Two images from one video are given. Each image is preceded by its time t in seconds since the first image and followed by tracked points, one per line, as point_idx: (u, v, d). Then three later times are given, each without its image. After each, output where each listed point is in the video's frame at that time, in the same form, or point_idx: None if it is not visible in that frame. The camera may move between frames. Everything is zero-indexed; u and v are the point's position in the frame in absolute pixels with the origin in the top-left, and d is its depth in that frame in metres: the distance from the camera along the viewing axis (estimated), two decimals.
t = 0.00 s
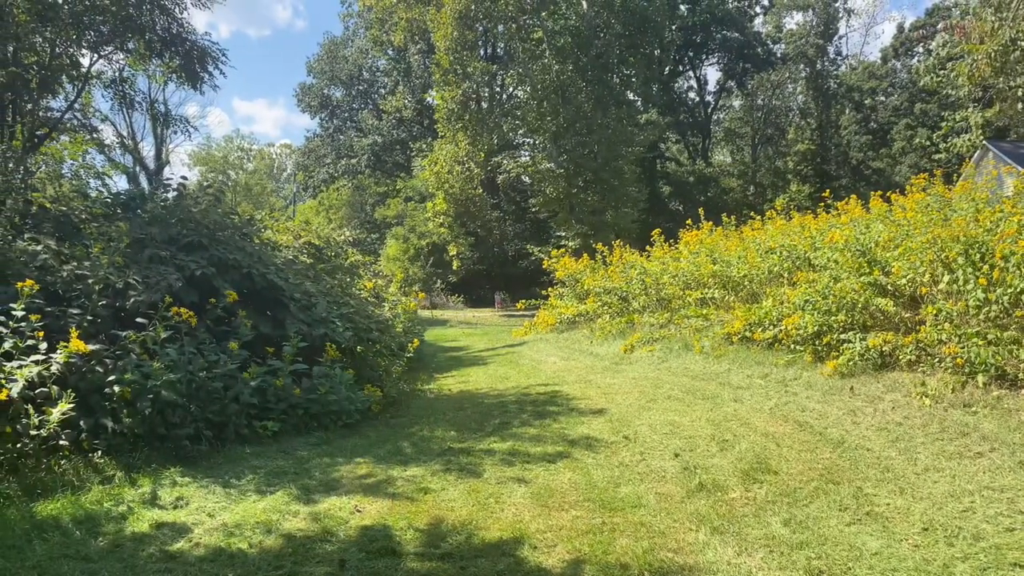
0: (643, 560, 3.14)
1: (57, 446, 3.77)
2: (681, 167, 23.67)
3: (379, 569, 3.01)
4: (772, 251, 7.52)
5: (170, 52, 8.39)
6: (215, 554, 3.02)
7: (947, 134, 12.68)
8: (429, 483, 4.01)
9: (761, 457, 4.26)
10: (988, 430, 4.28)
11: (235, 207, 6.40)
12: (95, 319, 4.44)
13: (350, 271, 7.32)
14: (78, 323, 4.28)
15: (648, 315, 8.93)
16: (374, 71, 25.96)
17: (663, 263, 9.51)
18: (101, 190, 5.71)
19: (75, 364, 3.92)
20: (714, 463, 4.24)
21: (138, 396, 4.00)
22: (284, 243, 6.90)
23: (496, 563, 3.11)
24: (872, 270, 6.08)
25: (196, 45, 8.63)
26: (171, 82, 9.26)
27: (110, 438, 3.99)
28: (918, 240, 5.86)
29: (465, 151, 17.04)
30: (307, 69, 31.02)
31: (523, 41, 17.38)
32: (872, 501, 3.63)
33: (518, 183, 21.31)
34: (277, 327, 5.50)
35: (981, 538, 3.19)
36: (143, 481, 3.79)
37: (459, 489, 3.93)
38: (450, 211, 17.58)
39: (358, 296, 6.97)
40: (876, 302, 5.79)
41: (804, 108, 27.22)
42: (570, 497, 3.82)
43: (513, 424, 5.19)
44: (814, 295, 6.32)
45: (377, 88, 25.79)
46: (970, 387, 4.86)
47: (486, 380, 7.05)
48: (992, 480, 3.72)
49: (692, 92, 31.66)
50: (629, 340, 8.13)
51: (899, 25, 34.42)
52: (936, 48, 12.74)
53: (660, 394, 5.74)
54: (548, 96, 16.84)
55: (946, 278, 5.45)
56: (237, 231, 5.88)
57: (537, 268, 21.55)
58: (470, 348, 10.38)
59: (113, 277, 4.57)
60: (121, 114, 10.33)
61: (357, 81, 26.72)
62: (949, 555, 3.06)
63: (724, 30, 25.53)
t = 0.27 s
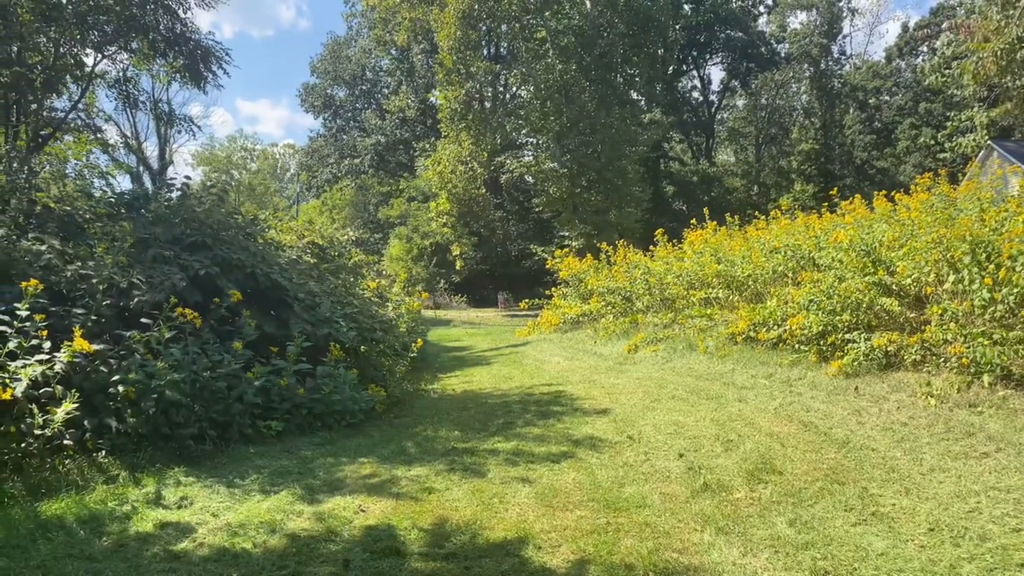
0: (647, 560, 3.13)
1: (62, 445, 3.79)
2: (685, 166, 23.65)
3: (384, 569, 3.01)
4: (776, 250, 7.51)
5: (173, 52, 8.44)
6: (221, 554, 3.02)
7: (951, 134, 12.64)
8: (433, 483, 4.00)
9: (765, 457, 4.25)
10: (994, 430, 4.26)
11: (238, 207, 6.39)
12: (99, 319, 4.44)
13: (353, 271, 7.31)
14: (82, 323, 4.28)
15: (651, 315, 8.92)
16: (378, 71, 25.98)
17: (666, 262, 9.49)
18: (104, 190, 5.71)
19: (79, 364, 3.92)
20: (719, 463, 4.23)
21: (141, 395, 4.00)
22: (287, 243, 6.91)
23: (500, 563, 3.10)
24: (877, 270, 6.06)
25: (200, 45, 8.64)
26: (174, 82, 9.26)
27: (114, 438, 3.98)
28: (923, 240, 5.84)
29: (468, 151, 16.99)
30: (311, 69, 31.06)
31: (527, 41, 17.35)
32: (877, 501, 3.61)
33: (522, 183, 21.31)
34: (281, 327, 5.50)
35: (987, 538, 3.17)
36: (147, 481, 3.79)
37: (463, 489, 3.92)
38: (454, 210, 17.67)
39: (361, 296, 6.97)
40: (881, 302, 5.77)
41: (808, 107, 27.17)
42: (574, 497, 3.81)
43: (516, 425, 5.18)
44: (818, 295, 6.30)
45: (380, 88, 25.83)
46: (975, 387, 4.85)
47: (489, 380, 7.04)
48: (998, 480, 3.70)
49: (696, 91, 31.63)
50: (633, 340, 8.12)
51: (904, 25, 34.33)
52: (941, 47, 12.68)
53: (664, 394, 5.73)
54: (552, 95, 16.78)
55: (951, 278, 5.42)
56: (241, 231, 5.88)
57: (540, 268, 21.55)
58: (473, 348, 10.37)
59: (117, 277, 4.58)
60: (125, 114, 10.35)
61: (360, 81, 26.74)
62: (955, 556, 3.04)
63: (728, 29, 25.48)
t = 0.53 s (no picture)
0: (650, 557, 3.13)
1: (64, 443, 3.77)
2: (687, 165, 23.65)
3: (387, 566, 3.01)
4: (777, 248, 7.50)
5: (175, 50, 8.52)
6: (224, 552, 3.02)
7: (954, 131, 12.62)
8: (436, 480, 4.00)
9: (768, 455, 4.25)
10: (997, 428, 4.26)
11: (240, 204, 6.39)
12: (101, 316, 4.45)
13: (355, 269, 7.32)
14: (84, 320, 4.29)
15: (653, 313, 8.92)
16: (379, 69, 25.98)
17: (668, 260, 9.49)
18: (106, 188, 5.71)
19: (81, 361, 3.93)
20: (721, 460, 4.23)
21: (144, 392, 4.01)
22: (289, 241, 6.91)
23: (503, 560, 3.10)
24: (879, 268, 6.05)
25: (202, 43, 8.66)
26: (176, 80, 9.27)
27: (116, 435, 3.99)
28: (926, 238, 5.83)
29: (470, 149, 17.10)
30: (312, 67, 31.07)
31: (528, 39, 17.34)
32: (880, 499, 3.61)
33: (523, 181, 21.31)
34: (283, 324, 5.50)
35: (991, 536, 3.17)
36: (149, 478, 3.79)
37: (466, 486, 3.92)
38: (455, 209, 17.74)
39: (363, 294, 6.97)
40: (883, 300, 5.77)
41: (809, 105, 27.15)
42: (577, 494, 3.81)
43: (518, 422, 5.18)
44: (820, 292, 6.30)
45: (382, 86, 25.82)
46: (978, 385, 4.85)
47: (491, 378, 7.04)
48: (1001, 477, 3.70)
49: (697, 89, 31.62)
50: (635, 338, 8.12)
51: (906, 23, 34.28)
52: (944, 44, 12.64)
53: (666, 392, 5.73)
54: (553, 94, 16.77)
55: (954, 276, 5.42)
56: (243, 229, 5.88)
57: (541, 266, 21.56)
58: (475, 346, 10.38)
59: (120, 274, 4.58)
60: (127, 112, 10.36)
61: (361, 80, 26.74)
62: (959, 553, 3.04)
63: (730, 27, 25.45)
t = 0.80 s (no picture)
0: (649, 554, 3.14)
1: (62, 441, 3.76)
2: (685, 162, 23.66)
3: (386, 563, 3.01)
4: (775, 246, 7.51)
5: (173, 47, 8.52)
6: (224, 549, 3.02)
7: (951, 128, 12.63)
8: (434, 477, 4.00)
9: (766, 451, 4.26)
10: (995, 425, 4.27)
11: (239, 202, 6.38)
12: (99, 313, 4.45)
13: (354, 266, 7.31)
14: (83, 318, 4.29)
15: (651, 310, 8.93)
16: (377, 66, 25.95)
17: (666, 258, 9.49)
18: (104, 185, 5.69)
19: (80, 359, 3.93)
20: (720, 457, 4.23)
21: (142, 389, 4.00)
22: (287, 239, 6.90)
23: (502, 557, 3.10)
24: (877, 265, 6.06)
25: (199, 40, 8.68)
26: (174, 77, 9.26)
27: (114, 433, 3.99)
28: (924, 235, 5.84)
29: (468, 146, 16.82)
30: (310, 65, 31.03)
31: (526, 36, 17.32)
32: (879, 495, 3.62)
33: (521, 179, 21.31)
34: (282, 322, 5.50)
35: (990, 532, 3.18)
36: (148, 475, 3.79)
37: (465, 483, 3.93)
38: (453, 206, 17.40)
39: (361, 291, 6.97)
40: (881, 297, 5.79)
41: (807, 103, 27.17)
42: (576, 491, 3.81)
43: (517, 419, 5.18)
44: (818, 290, 6.30)
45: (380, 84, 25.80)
46: (976, 382, 4.86)
47: (490, 375, 7.04)
48: (1000, 474, 3.71)
49: (695, 87, 31.64)
50: (633, 335, 8.12)
51: (904, 20, 34.29)
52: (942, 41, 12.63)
53: (664, 389, 5.73)
54: (551, 91, 16.77)
55: (952, 273, 5.42)
56: (241, 226, 5.87)
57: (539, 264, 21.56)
58: (474, 344, 10.38)
59: (118, 272, 4.58)
60: (125, 109, 10.34)
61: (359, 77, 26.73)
62: (958, 550, 3.05)
63: (728, 25, 25.45)
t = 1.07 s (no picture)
0: (645, 551, 3.14)
1: (57, 439, 3.73)
2: (679, 161, 23.70)
3: (383, 561, 3.00)
4: (770, 244, 7.53)
5: (168, 44, 8.59)
6: (220, 547, 3.01)
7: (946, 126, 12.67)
8: (430, 475, 4.00)
9: (762, 449, 4.27)
10: (989, 422, 4.30)
11: (234, 199, 6.38)
12: (94, 311, 4.44)
13: (349, 264, 7.30)
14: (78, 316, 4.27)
15: (646, 308, 8.94)
16: (372, 64, 25.93)
17: (661, 256, 9.50)
18: (98, 183, 5.64)
19: (74, 357, 3.92)
20: (715, 455, 4.24)
21: (137, 388, 3.99)
22: (283, 236, 6.90)
23: (498, 554, 3.11)
24: (872, 263, 6.07)
25: (194, 37, 8.78)
26: (169, 74, 9.25)
27: (109, 431, 3.97)
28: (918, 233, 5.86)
29: (463, 144, 17.03)
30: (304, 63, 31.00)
31: (521, 34, 17.33)
32: (874, 493, 3.64)
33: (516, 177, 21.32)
34: (277, 320, 5.49)
35: (984, 529, 3.20)
36: (144, 473, 3.78)
37: (461, 481, 3.92)
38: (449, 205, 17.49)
39: (357, 289, 6.97)
40: (876, 295, 5.81)
41: (801, 102, 27.24)
42: (572, 489, 3.82)
43: (513, 417, 5.18)
44: (813, 288, 6.32)
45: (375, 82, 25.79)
46: (970, 379, 4.89)
47: (485, 373, 7.04)
48: (994, 471, 3.74)
49: (690, 85, 31.67)
50: (629, 333, 8.12)
51: (898, 19, 34.38)
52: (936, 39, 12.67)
53: (660, 386, 5.74)
54: (546, 89, 16.76)
55: (946, 271, 5.45)
56: (236, 224, 5.87)
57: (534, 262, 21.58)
58: (469, 341, 10.38)
59: (113, 270, 4.57)
60: (119, 106, 10.32)
61: (354, 75, 26.67)
62: (953, 546, 3.06)
63: (722, 23, 25.52)
